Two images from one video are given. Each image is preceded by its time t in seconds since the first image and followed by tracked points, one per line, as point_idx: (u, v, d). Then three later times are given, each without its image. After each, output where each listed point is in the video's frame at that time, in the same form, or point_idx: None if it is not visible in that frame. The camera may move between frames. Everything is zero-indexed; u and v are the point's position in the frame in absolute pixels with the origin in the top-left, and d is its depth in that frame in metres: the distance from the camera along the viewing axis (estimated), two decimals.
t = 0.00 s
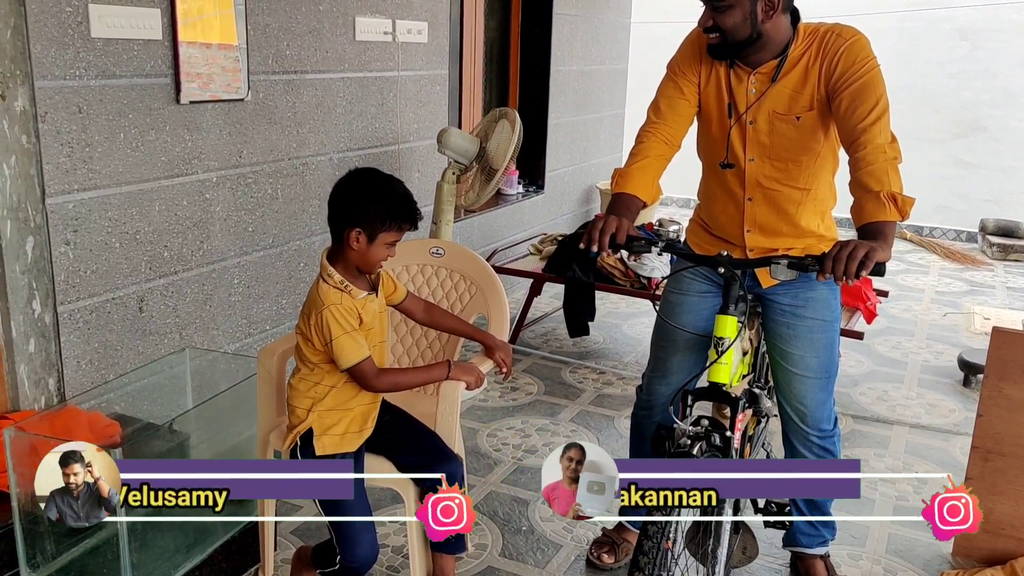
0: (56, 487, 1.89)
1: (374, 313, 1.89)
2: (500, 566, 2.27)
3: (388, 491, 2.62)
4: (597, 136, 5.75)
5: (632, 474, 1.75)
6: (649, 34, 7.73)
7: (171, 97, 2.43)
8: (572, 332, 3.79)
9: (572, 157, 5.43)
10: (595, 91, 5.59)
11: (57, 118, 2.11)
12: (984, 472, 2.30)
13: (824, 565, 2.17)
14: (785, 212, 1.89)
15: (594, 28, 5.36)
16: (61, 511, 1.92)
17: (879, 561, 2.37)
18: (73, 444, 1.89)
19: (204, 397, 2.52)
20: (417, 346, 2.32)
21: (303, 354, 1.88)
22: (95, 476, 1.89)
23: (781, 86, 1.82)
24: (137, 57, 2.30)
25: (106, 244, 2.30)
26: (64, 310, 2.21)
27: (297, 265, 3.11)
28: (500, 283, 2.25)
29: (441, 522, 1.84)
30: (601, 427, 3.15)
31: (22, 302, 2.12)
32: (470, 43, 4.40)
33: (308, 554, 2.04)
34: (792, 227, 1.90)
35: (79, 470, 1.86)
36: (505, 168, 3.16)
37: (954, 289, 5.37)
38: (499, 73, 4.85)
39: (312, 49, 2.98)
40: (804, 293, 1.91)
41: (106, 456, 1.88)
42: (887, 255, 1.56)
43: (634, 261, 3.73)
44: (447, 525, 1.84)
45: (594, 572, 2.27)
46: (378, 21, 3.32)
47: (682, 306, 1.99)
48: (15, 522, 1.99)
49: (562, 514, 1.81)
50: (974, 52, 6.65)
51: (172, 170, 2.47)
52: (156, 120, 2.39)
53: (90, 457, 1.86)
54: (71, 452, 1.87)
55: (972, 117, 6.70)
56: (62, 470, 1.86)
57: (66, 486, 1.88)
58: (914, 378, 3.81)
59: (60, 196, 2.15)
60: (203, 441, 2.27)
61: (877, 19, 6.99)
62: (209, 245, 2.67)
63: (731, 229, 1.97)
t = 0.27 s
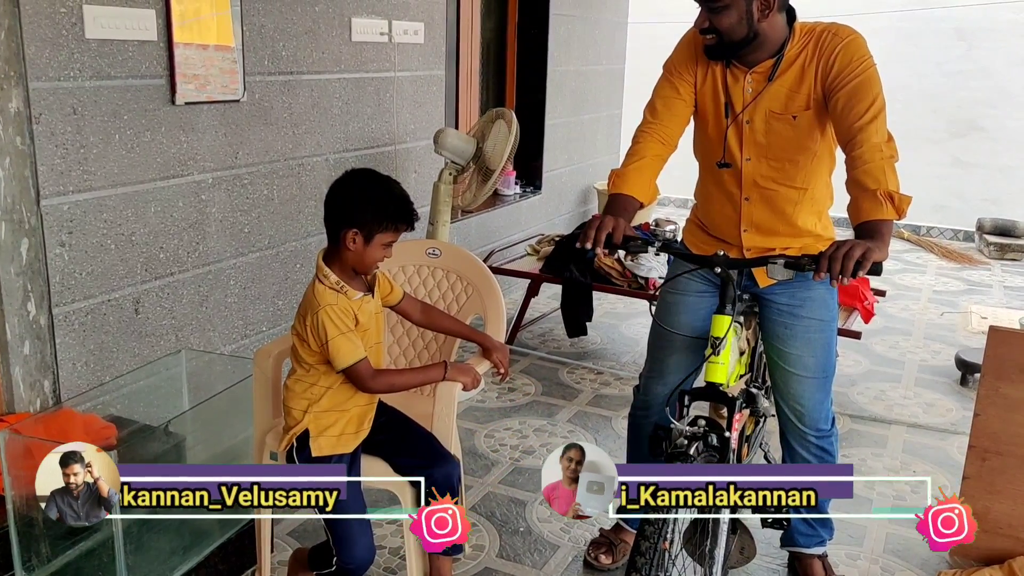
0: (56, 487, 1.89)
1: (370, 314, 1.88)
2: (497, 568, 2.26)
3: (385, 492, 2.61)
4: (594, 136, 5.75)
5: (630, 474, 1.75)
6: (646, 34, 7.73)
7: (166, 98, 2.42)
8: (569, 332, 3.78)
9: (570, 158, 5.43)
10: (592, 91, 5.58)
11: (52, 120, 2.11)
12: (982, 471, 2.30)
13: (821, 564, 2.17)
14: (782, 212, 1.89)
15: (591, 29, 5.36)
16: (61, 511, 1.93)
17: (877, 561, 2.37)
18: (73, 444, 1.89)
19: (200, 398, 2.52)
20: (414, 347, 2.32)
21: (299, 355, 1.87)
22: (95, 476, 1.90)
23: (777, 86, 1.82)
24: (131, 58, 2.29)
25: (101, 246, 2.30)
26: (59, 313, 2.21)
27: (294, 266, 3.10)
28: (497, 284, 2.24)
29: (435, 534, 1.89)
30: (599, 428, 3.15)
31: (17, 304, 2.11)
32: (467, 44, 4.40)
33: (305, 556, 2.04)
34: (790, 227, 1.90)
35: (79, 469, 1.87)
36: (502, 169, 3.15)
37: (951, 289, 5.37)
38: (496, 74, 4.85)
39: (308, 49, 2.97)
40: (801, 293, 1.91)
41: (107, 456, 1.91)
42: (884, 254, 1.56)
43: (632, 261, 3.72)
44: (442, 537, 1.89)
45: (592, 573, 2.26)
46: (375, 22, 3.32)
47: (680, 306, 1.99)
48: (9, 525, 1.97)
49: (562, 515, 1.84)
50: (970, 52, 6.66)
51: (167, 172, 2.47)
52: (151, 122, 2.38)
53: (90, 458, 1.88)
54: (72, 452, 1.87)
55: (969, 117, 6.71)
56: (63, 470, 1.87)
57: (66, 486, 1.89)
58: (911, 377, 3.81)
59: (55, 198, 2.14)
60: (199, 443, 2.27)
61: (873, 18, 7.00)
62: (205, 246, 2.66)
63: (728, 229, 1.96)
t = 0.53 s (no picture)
0: (57, 488, 1.90)
1: (373, 314, 1.88)
2: (501, 567, 2.26)
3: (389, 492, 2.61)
4: (596, 135, 5.74)
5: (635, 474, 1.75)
6: (647, 33, 7.72)
7: (168, 99, 2.42)
8: (573, 331, 3.78)
9: (572, 156, 5.43)
10: (594, 90, 5.58)
11: (53, 121, 2.11)
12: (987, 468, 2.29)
13: (826, 562, 2.16)
14: (785, 209, 1.88)
15: (592, 27, 5.35)
16: (61, 511, 1.93)
17: (882, 559, 2.36)
18: (74, 444, 1.90)
19: (204, 399, 2.52)
20: (417, 347, 2.31)
21: (302, 355, 1.87)
22: (95, 476, 1.91)
23: (780, 82, 1.81)
24: (133, 59, 2.29)
25: (104, 247, 2.30)
26: (62, 314, 2.21)
27: (296, 266, 3.10)
28: (499, 283, 2.24)
29: (455, 493, 1.88)
30: (603, 427, 3.14)
31: (20, 306, 2.12)
32: (468, 44, 4.40)
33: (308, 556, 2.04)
34: (793, 224, 1.89)
35: (79, 469, 1.88)
36: (504, 168, 3.15)
37: (955, 286, 5.35)
38: (497, 73, 4.84)
39: (309, 50, 2.97)
40: (804, 290, 1.91)
41: (106, 456, 1.92)
42: (889, 250, 1.55)
43: (635, 260, 3.72)
44: (460, 497, 1.89)
45: (596, 572, 2.26)
46: (376, 22, 3.32)
47: (682, 303, 1.98)
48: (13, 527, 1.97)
49: (561, 514, 1.90)
50: (973, 48, 6.64)
51: (170, 172, 2.47)
52: (153, 123, 2.39)
53: (90, 457, 1.89)
54: (72, 452, 1.88)
55: (972, 113, 6.69)
56: (62, 470, 1.87)
57: (65, 486, 1.90)
58: (916, 374, 3.80)
59: (58, 199, 2.15)
60: (203, 444, 2.27)
61: (876, 15, 6.98)
62: (208, 247, 2.66)
63: (731, 226, 1.96)
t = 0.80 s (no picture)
0: (56, 487, 1.90)
1: (375, 314, 1.88)
2: (505, 568, 2.26)
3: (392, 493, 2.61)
4: (598, 135, 5.74)
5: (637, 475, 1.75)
6: (650, 33, 7.72)
7: (170, 100, 2.42)
8: (575, 331, 3.77)
9: (574, 156, 5.42)
10: (596, 90, 5.57)
11: (55, 122, 2.11)
12: (992, 468, 2.28)
13: (830, 563, 2.15)
14: (789, 209, 1.88)
15: (595, 27, 5.35)
16: (61, 511, 1.93)
17: (886, 559, 2.35)
18: (73, 444, 1.90)
19: (206, 400, 2.52)
20: (419, 348, 2.31)
21: (304, 356, 1.87)
22: (95, 476, 1.91)
23: (784, 83, 1.80)
24: (135, 61, 2.29)
25: (107, 249, 2.30)
26: (65, 315, 2.21)
27: (298, 267, 3.10)
28: (501, 283, 2.24)
29: (446, 511, 1.87)
30: (606, 427, 3.14)
31: (23, 307, 2.12)
32: (470, 44, 4.39)
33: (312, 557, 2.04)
34: (797, 225, 1.89)
35: (79, 469, 1.88)
36: (506, 168, 3.15)
37: (959, 285, 5.34)
38: (499, 73, 4.84)
39: (311, 50, 2.97)
40: (807, 290, 1.90)
41: (106, 456, 1.91)
42: (893, 250, 1.55)
43: (637, 260, 3.71)
44: (451, 514, 1.87)
45: (599, 573, 2.25)
46: (377, 22, 3.31)
47: (685, 304, 1.98)
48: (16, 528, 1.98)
49: (562, 514, 1.89)
50: (976, 46, 6.62)
51: (172, 173, 2.47)
52: (155, 124, 2.38)
53: (90, 458, 1.88)
54: (71, 452, 1.88)
55: (975, 112, 6.68)
56: (62, 470, 1.87)
57: (65, 486, 1.90)
58: (920, 374, 3.79)
59: (60, 200, 2.15)
60: (205, 445, 2.27)
61: (878, 14, 6.97)
62: (210, 248, 2.66)
63: (734, 226, 1.95)
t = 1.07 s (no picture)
0: (56, 487, 1.89)
1: (374, 311, 1.87)
2: (503, 565, 2.26)
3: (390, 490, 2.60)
4: (597, 131, 5.73)
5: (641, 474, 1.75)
6: (649, 29, 7.70)
7: (167, 96, 2.41)
8: (574, 328, 3.77)
9: (573, 153, 5.41)
10: (595, 86, 5.57)
11: (53, 119, 2.10)
12: (991, 465, 2.28)
13: (829, 560, 2.15)
14: (788, 206, 1.87)
15: (593, 23, 5.34)
16: (61, 511, 1.93)
17: (885, 556, 2.35)
18: (73, 444, 1.90)
19: (205, 397, 2.52)
20: (418, 345, 2.31)
21: (302, 353, 1.86)
22: (95, 476, 1.90)
23: (783, 79, 1.80)
24: (132, 56, 2.28)
25: (104, 245, 2.29)
26: (62, 312, 2.20)
27: (297, 264, 3.10)
28: (500, 280, 2.23)
29: (445, 514, 1.88)
30: (604, 424, 3.14)
31: (20, 304, 2.11)
32: (469, 40, 4.38)
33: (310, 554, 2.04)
34: (796, 221, 1.88)
35: (79, 469, 1.88)
36: (504, 164, 3.14)
37: (958, 282, 5.34)
38: (498, 69, 4.83)
39: (309, 46, 2.96)
40: (807, 287, 1.90)
41: (106, 457, 1.92)
42: (893, 246, 1.54)
43: (636, 257, 3.71)
44: (450, 517, 1.88)
45: (598, 570, 2.25)
46: (376, 18, 3.30)
47: (685, 301, 1.97)
48: (14, 526, 1.97)
49: (562, 514, 1.88)
50: (975, 43, 6.62)
51: (169, 170, 2.46)
52: (152, 120, 2.38)
53: (90, 458, 1.88)
54: (72, 452, 1.88)
55: (974, 109, 6.67)
56: (62, 470, 1.87)
57: (66, 486, 1.89)
58: (918, 370, 3.79)
59: (57, 197, 2.14)
60: (203, 442, 2.27)
61: (877, 10, 6.96)
62: (208, 244, 2.65)
63: (733, 223, 1.95)
